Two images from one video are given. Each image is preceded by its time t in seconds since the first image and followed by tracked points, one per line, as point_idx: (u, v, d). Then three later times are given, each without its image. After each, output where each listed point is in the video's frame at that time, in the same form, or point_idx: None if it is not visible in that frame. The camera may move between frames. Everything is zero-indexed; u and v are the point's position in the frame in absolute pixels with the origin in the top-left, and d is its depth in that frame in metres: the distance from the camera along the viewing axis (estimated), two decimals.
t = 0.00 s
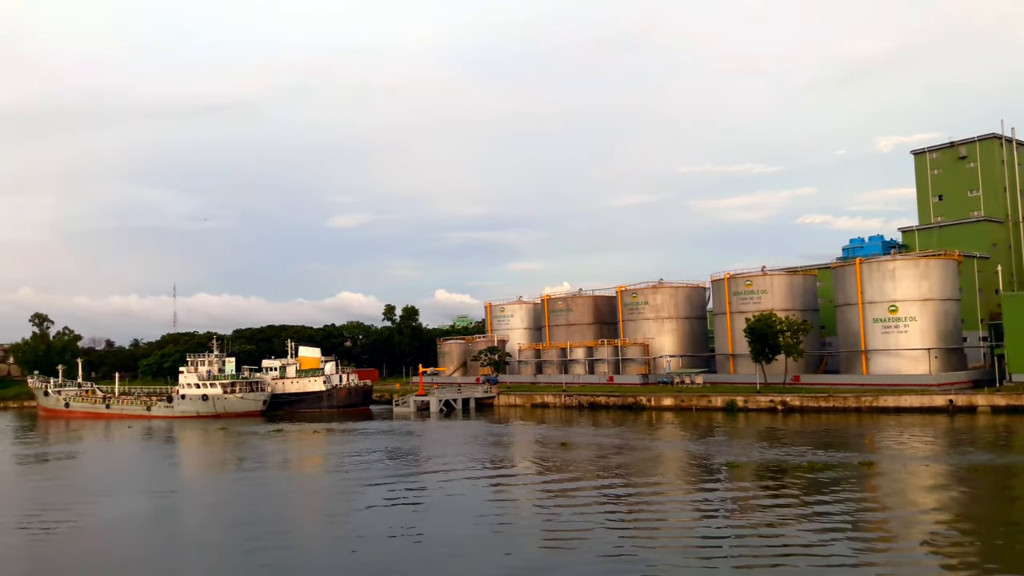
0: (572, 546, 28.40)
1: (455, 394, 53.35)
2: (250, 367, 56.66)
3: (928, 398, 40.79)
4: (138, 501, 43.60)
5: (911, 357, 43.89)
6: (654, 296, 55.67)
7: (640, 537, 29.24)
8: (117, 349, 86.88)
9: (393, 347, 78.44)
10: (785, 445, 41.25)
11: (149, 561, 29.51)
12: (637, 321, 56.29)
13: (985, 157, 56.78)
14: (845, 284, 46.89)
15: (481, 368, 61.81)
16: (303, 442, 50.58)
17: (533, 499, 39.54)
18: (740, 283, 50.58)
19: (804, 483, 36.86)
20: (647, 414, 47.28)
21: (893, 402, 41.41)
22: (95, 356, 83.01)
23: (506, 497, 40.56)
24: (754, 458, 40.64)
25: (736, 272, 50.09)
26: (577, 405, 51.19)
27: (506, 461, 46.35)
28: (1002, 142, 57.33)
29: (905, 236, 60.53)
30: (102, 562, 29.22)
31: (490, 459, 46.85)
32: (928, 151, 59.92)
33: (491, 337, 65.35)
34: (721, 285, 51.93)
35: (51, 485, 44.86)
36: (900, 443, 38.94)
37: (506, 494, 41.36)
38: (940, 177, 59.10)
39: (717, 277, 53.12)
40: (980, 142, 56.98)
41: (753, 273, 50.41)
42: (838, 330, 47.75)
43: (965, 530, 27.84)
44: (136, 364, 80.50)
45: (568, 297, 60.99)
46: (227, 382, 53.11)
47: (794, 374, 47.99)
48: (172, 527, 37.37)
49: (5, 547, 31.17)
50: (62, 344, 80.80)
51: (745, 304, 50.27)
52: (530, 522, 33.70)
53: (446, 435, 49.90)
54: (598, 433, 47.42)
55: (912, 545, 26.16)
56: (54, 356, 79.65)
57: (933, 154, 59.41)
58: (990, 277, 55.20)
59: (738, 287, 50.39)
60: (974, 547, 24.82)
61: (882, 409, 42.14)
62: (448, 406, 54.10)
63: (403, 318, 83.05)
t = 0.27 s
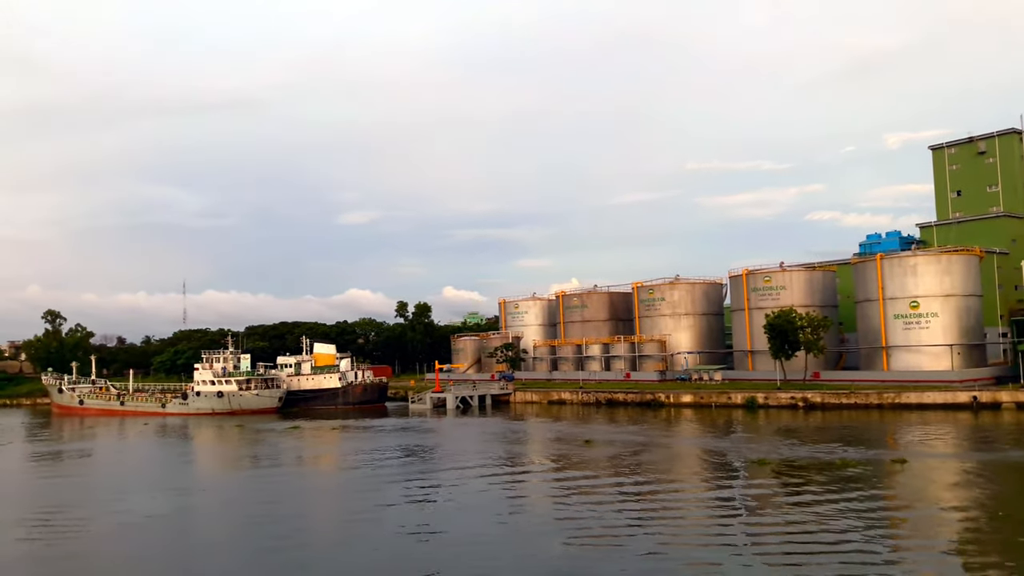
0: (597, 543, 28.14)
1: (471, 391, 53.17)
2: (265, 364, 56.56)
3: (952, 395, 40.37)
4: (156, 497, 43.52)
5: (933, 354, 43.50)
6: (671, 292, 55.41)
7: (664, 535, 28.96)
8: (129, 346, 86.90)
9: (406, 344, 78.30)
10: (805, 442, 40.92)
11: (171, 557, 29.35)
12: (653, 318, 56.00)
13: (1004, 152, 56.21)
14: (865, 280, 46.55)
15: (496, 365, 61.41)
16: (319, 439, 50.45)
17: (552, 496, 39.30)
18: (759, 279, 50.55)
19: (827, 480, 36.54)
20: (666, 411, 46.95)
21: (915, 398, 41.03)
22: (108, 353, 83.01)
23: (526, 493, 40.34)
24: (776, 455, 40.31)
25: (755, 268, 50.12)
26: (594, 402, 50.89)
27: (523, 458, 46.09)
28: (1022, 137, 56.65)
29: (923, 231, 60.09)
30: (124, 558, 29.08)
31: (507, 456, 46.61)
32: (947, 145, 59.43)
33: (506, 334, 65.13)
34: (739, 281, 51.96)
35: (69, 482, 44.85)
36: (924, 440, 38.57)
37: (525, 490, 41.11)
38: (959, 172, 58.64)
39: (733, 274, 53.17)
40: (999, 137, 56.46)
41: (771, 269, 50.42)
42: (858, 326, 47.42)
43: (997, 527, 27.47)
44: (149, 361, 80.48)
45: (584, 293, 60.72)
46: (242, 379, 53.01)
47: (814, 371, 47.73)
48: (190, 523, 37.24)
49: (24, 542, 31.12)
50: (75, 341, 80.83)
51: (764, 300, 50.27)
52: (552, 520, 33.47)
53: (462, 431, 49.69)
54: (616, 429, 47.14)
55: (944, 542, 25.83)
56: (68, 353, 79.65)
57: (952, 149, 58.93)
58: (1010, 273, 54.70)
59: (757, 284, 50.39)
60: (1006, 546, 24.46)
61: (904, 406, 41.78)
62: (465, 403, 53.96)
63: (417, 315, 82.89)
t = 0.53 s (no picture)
0: (608, 539, 27.97)
1: (475, 388, 52.96)
2: (267, 360, 56.21)
3: (959, 392, 40.27)
4: (159, 494, 43.18)
5: (939, 351, 43.43)
6: (675, 289, 55.36)
7: (677, 530, 28.78)
8: (127, 343, 86.40)
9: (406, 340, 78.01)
10: (812, 438, 40.78)
11: (177, 555, 29.03)
12: (657, 314, 55.90)
13: (1008, 149, 55.94)
14: (872, 277, 46.47)
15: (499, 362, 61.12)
16: (323, 436, 50.19)
17: (557, 492, 39.10)
18: (765, 276, 50.77)
19: (836, 476, 36.36)
20: (672, 408, 46.77)
21: (923, 395, 40.95)
22: (106, 349, 82.49)
23: (532, 490, 40.13)
24: (784, 451, 40.15)
25: (761, 265, 50.27)
26: (599, 399, 50.65)
27: (527, 455, 45.88)
28: None
29: (926, 228, 59.90)
30: (130, 556, 28.77)
31: (512, 453, 46.39)
32: (950, 142, 59.17)
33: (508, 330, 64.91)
34: (745, 278, 52.15)
35: (71, 480, 44.49)
36: (933, 436, 38.46)
37: (530, 486, 40.91)
38: (962, 169, 58.38)
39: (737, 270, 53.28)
40: (1003, 134, 56.17)
41: (777, 266, 50.65)
42: (864, 323, 47.34)
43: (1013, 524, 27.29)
44: (148, 357, 80.02)
45: (587, 289, 60.51)
46: (244, 376, 52.65)
47: (820, 367, 47.67)
48: (195, 520, 36.95)
49: (28, 539, 30.89)
50: (72, 338, 80.32)
51: (769, 297, 50.52)
52: (561, 515, 33.28)
53: (467, 429, 49.46)
54: (623, 426, 46.94)
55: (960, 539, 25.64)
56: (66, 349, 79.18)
57: (955, 146, 58.66)
58: (1013, 270, 54.57)
59: (762, 280, 50.60)
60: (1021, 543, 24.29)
61: (912, 403, 41.69)
62: (469, 400, 53.76)
63: (417, 312, 82.60)
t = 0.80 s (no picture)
0: (614, 538, 27.79)
1: (474, 385, 52.76)
2: (263, 357, 55.75)
3: (960, 393, 40.33)
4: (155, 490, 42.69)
5: (939, 352, 43.48)
6: (674, 288, 55.30)
7: (682, 529, 28.63)
8: (118, 338, 85.54)
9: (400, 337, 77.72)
10: (813, 438, 40.73)
11: (178, 552, 28.62)
12: (656, 313, 55.86)
13: (1005, 151, 56.06)
14: (872, 277, 46.50)
15: (497, 359, 60.91)
16: (320, 433, 49.80)
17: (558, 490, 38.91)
18: (764, 275, 50.90)
19: (839, 476, 36.27)
20: (672, 407, 46.66)
21: (924, 396, 40.97)
22: (96, 344, 81.66)
23: (534, 488, 39.93)
24: (785, 451, 40.08)
25: (760, 265, 50.39)
26: (598, 398, 50.50)
27: (526, 453, 45.67)
28: None
29: (923, 229, 60.01)
30: (130, 553, 28.35)
31: (511, 451, 46.18)
32: (947, 144, 59.24)
33: (505, 328, 64.71)
34: (744, 277, 52.27)
35: (65, 477, 43.93)
36: (935, 437, 38.46)
37: (530, 485, 40.70)
38: (959, 171, 58.45)
39: (736, 270, 53.38)
40: (1001, 136, 56.24)
41: (777, 266, 50.74)
42: (864, 324, 47.37)
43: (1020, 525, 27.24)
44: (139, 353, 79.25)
45: (585, 288, 60.38)
46: (240, 372, 52.18)
47: (819, 368, 47.68)
48: (193, 517, 36.54)
49: (22, 538, 30.36)
50: (62, 332, 79.41)
51: (769, 296, 50.62)
52: (563, 514, 33.08)
53: (466, 427, 49.23)
54: (623, 425, 46.77)
55: (969, 540, 25.58)
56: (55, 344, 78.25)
57: (953, 147, 58.73)
58: (1009, 273, 54.69)
59: (762, 280, 50.71)
60: None
61: (912, 404, 41.72)
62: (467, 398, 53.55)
63: (411, 309, 82.31)
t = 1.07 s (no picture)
0: (613, 537, 27.65)
1: (466, 386, 52.45)
2: (252, 357, 55.16)
3: (954, 394, 40.51)
4: (142, 489, 42.02)
5: (931, 353, 43.70)
6: (666, 288, 55.26)
7: (681, 528, 28.51)
8: (101, 337, 84.40)
9: (388, 337, 77.19)
10: (807, 438, 40.74)
11: (172, 554, 28.08)
12: (648, 313, 55.79)
13: (994, 154, 56.48)
14: (864, 278, 46.69)
15: (488, 359, 60.60)
16: (311, 433, 49.29)
17: (553, 489, 38.71)
18: (757, 276, 51.06)
19: (835, 475, 36.29)
20: (666, 407, 46.57)
21: (917, 397, 41.12)
22: (79, 343, 80.50)
23: (530, 486, 39.70)
24: (779, 450, 40.06)
25: (753, 266, 50.47)
26: (591, 398, 50.35)
27: (519, 453, 45.43)
28: (1011, 139, 56.91)
29: (912, 231, 60.33)
30: (122, 556, 27.78)
31: (503, 451, 45.92)
32: (936, 146, 59.59)
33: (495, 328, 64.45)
34: (736, 278, 52.33)
35: (51, 478, 43.15)
36: (928, 436, 38.60)
37: (524, 485, 40.48)
38: (948, 174, 58.79)
39: (729, 270, 53.43)
40: (989, 139, 56.65)
41: (770, 266, 50.83)
42: (856, 325, 47.57)
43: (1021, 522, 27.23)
44: (123, 352, 78.21)
45: (576, 288, 60.23)
46: (228, 372, 51.58)
47: (812, 368, 47.79)
48: (184, 518, 36.03)
49: (9, 541, 29.80)
50: (44, 332, 78.18)
51: (761, 297, 50.69)
52: (560, 514, 32.88)
53: (459, 427, 48.94)
54: (617, 425, 46.59)
55: (971, 539, 25.54)
56: (37, 343, 76.98)
57: (942, 150, 59.07)
58: (997, 275, 55.06)
59: (755, 281, 50.78)
60: None
61: (906, 404, 41.88)
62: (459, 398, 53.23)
63: (399, 308, 81.82)
